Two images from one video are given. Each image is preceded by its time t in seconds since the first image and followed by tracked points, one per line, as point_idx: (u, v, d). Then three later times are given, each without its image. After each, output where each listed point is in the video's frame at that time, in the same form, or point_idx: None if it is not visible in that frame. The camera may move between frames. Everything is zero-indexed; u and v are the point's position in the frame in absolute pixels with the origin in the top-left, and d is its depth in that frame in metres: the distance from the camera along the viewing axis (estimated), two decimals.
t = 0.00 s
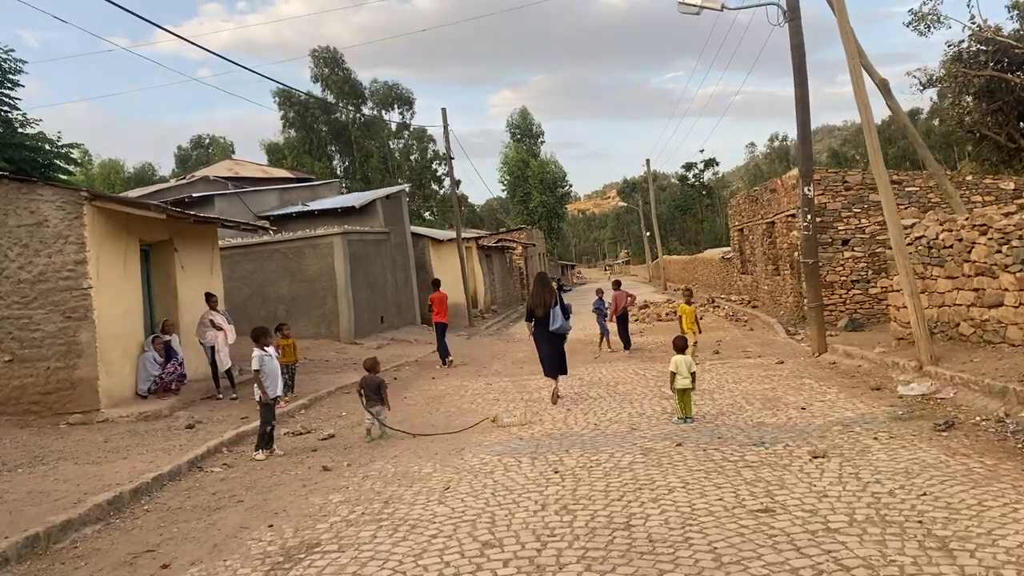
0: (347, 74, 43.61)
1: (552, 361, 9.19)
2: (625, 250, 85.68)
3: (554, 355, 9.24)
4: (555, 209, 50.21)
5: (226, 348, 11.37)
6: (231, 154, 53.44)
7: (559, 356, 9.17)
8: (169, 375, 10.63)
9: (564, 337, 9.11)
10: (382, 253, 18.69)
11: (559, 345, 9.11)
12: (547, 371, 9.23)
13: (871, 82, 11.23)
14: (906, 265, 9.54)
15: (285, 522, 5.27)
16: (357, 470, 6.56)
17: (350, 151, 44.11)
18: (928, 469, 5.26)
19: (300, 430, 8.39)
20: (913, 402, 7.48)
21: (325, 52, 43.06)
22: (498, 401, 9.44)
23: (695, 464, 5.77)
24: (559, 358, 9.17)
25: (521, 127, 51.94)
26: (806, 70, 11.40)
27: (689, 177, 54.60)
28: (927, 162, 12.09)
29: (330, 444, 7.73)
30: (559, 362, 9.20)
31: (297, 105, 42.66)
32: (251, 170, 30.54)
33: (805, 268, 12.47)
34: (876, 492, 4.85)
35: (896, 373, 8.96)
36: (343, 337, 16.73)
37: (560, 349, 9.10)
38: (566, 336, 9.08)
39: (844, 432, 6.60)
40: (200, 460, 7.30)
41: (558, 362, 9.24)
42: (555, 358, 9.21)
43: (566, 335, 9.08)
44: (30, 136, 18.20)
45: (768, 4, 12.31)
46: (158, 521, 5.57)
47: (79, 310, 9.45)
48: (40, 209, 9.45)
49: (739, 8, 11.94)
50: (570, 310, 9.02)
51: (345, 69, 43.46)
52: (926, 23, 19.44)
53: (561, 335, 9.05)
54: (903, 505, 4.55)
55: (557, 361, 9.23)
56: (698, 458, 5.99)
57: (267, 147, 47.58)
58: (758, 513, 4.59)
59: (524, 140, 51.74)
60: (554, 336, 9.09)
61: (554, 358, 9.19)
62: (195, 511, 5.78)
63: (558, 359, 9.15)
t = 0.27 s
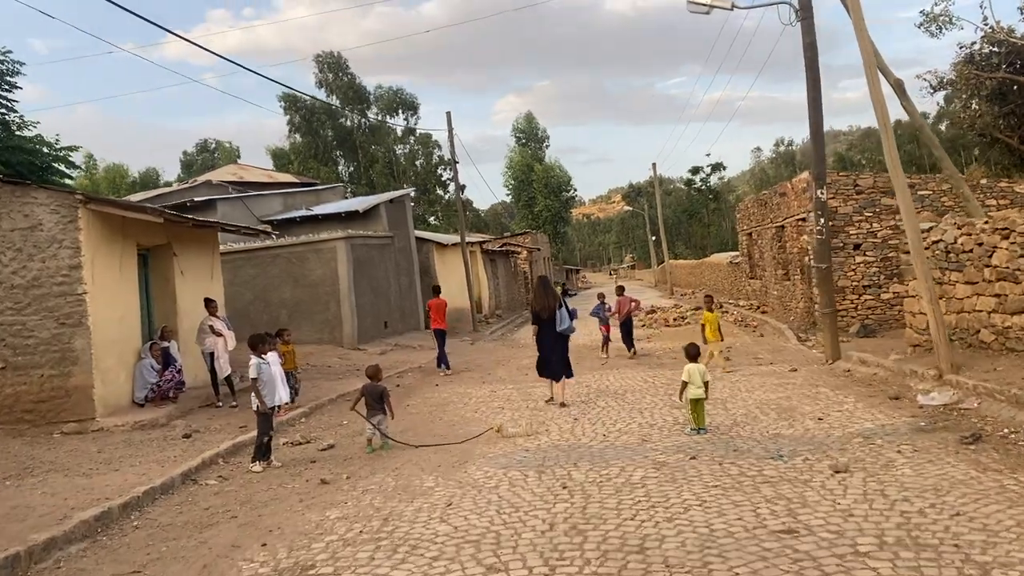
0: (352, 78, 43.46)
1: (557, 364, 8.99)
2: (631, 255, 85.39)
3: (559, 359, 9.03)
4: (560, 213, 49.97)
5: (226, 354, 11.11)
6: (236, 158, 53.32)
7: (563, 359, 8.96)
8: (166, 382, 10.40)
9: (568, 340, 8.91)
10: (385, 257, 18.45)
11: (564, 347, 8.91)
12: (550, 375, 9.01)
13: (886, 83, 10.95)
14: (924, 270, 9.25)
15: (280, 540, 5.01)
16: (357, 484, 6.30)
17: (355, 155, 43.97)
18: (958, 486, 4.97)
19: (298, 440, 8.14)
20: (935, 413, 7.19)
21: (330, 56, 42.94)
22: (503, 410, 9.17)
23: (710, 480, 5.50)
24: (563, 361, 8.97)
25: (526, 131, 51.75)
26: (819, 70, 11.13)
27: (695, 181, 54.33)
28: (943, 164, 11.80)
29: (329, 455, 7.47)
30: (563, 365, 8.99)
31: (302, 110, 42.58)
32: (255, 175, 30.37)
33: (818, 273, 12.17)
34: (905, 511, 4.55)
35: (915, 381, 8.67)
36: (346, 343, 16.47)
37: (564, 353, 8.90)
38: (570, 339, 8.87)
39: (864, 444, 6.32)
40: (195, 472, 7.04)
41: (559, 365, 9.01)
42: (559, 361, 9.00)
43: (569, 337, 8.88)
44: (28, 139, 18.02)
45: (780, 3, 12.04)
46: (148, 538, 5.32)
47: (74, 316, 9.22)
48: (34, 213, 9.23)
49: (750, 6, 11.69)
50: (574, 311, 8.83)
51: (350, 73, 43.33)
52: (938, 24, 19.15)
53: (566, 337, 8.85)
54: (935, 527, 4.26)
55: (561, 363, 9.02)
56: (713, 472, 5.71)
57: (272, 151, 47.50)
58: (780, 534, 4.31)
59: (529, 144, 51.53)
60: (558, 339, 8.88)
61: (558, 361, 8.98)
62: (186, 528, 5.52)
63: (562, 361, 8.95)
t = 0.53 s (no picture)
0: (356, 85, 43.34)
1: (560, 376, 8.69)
2: (636, 262, 85.02)
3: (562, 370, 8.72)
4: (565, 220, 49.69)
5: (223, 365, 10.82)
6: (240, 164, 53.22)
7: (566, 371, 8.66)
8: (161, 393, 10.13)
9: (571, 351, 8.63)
10: (388, 265, 18.19)
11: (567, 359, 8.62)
12: (557, 390, 8.74)
13: (902, 87, 10.66)
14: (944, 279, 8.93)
15: (272, 566, 4.71)
16: (355, 503, 6.01)
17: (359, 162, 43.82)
18: (996, 510, 4.66)
19: (296, 455, 7.85)
20: (961, 429, 6.86)
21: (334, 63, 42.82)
22: (508, 423, 8.87)
23: (729, 501, 5.19)
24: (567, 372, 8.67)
25: (531, 138, 51.55)
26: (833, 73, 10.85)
27: (701, 188, 53.99)
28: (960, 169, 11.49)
29: (326, 472, 7.18)
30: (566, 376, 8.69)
31: (306, 116, 42.44)
32: (259, 181, 30.17)
33: (832, 281, 11.86)
34: (941, 539, 4.23)
35: (937, 394, 8.34)
36: (348, 351, 16.18)
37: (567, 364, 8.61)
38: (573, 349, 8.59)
39: (889, 463, 6.00)
40: (188, 489, 6.76)
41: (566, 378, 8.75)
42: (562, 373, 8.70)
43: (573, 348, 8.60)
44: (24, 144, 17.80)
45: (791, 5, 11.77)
46: (134, 562, 5.03)
47: (66, 325, 8.96)
48: (26, 219, 8.97)
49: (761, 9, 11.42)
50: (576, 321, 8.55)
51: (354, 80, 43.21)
52: (950, 28, 18.84)
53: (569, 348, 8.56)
54: (976, 557, 3.94)
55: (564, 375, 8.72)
56: (732, 493, 5.40)
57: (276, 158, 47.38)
58: (808, 563, 4.00)
59: (533, 151, 51.31)
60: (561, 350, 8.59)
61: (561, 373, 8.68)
62: (174, 551, 5.23)
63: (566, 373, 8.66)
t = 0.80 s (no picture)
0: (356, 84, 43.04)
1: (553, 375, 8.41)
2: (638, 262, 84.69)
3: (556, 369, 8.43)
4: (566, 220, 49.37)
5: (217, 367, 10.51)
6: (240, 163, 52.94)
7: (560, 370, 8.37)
8: (153, 396, 9.83)
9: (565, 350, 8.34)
10: (387, 264, 17.90)
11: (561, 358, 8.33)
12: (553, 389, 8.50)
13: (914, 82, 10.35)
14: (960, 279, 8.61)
15: None
16: (346, 513, 5.72)
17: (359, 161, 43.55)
18: None
19: (288, 460, 7.57)
20: (981, 437, 6.54)
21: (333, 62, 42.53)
22: (507, 428, 8.57)
23: (743, 515, 4.88)
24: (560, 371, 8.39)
25: (532, 137, 51.23)
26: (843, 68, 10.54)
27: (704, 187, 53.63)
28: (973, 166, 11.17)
29: (318, 479, 6.89)
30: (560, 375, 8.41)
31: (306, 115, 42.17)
32: (258, 180, 29.87)
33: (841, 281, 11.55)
34: (974, 559, 3.92)
35: (953, 399, 8.02)
36: (346, 353, 15.89)
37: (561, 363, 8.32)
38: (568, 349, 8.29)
39: (909, 472, 5.69)
40: (173, 497, 6.47)
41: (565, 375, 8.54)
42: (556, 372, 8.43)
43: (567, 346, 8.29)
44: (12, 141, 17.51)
45: None
46: None
47: (52, 325, 8.67)
48: (10, 216, 8.67)
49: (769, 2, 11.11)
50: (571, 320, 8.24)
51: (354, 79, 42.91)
52: (958, 25, 18.51)
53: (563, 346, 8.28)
54: None
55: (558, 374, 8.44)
56: (745, 505, 5.09)
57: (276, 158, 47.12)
58: None
59: (534, 150, 51.00)
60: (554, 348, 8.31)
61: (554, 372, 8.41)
62: (153, 566, 4.92)
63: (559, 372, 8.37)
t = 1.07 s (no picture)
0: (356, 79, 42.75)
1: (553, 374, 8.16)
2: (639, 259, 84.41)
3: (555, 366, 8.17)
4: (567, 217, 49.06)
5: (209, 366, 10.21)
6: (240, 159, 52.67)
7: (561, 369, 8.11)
8: (142, 394, 9.56)
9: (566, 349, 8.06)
10: (385, 259, 17.63)
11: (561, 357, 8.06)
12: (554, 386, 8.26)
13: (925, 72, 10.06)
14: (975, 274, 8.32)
15: None
16: (336, 517, 5.45)
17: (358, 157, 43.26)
18: None
19: (279, 460, 7.31)
20: (1000, 439, 6.24)
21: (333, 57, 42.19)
22: (506, 427, 8.29)
23: (753, 522, 4.61)
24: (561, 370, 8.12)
25: (532, 133, 50.90)
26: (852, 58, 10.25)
27: (705, 184, 53.28)
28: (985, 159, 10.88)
29: (309, 480, 6.63)
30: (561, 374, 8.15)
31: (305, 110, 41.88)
32: (256, 175, 29.59)
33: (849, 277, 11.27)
34: (1005, 573, 3.64)
35: (967, 399, 7.75)
36: (342, 349, 15.61)
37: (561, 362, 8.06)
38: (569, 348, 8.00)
39: (926, 476, 5.40)
40: (157, 499, 6.21)
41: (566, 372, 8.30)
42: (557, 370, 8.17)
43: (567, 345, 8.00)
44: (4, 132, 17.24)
45: None
46: None
47: (36, 320, 8.40)
48: None
49: None
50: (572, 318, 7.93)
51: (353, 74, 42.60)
52: (966, 18, 18.19)
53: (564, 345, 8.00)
54: None
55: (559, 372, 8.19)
56: (756, 511, 4.82)
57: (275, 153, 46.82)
58: None
59: (534, 146, 50.66)
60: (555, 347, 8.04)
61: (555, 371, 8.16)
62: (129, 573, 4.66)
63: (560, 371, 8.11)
